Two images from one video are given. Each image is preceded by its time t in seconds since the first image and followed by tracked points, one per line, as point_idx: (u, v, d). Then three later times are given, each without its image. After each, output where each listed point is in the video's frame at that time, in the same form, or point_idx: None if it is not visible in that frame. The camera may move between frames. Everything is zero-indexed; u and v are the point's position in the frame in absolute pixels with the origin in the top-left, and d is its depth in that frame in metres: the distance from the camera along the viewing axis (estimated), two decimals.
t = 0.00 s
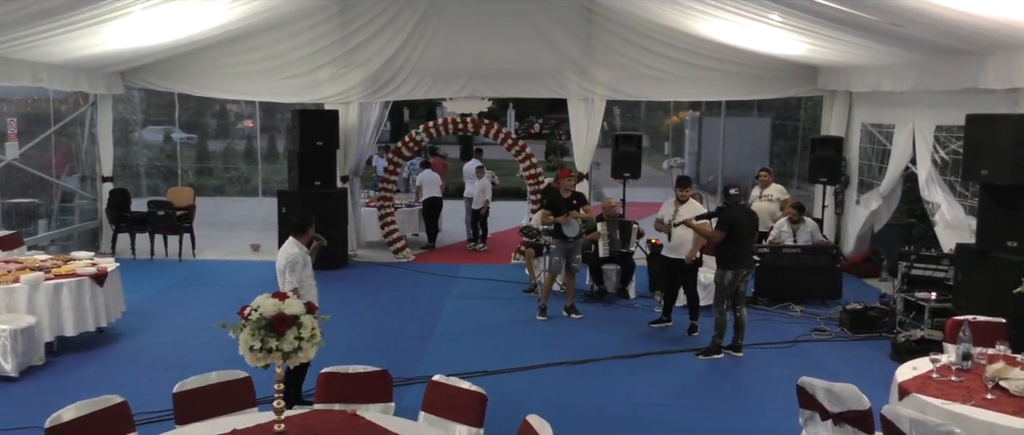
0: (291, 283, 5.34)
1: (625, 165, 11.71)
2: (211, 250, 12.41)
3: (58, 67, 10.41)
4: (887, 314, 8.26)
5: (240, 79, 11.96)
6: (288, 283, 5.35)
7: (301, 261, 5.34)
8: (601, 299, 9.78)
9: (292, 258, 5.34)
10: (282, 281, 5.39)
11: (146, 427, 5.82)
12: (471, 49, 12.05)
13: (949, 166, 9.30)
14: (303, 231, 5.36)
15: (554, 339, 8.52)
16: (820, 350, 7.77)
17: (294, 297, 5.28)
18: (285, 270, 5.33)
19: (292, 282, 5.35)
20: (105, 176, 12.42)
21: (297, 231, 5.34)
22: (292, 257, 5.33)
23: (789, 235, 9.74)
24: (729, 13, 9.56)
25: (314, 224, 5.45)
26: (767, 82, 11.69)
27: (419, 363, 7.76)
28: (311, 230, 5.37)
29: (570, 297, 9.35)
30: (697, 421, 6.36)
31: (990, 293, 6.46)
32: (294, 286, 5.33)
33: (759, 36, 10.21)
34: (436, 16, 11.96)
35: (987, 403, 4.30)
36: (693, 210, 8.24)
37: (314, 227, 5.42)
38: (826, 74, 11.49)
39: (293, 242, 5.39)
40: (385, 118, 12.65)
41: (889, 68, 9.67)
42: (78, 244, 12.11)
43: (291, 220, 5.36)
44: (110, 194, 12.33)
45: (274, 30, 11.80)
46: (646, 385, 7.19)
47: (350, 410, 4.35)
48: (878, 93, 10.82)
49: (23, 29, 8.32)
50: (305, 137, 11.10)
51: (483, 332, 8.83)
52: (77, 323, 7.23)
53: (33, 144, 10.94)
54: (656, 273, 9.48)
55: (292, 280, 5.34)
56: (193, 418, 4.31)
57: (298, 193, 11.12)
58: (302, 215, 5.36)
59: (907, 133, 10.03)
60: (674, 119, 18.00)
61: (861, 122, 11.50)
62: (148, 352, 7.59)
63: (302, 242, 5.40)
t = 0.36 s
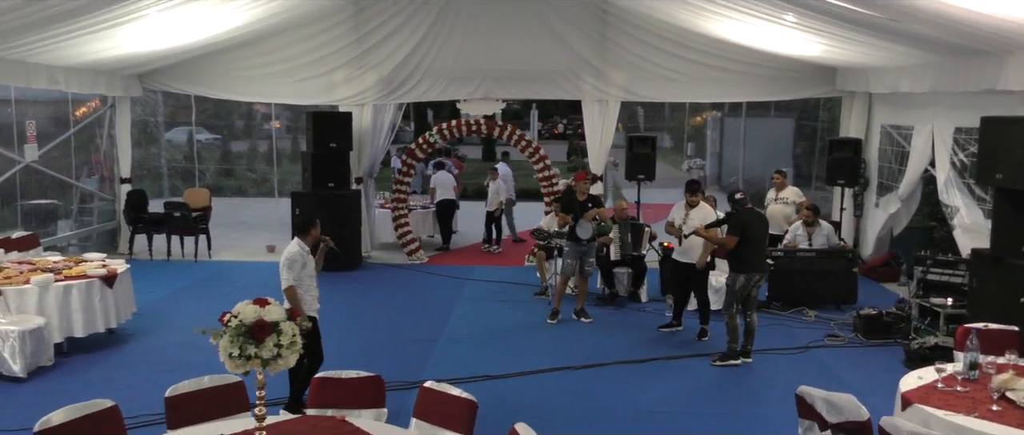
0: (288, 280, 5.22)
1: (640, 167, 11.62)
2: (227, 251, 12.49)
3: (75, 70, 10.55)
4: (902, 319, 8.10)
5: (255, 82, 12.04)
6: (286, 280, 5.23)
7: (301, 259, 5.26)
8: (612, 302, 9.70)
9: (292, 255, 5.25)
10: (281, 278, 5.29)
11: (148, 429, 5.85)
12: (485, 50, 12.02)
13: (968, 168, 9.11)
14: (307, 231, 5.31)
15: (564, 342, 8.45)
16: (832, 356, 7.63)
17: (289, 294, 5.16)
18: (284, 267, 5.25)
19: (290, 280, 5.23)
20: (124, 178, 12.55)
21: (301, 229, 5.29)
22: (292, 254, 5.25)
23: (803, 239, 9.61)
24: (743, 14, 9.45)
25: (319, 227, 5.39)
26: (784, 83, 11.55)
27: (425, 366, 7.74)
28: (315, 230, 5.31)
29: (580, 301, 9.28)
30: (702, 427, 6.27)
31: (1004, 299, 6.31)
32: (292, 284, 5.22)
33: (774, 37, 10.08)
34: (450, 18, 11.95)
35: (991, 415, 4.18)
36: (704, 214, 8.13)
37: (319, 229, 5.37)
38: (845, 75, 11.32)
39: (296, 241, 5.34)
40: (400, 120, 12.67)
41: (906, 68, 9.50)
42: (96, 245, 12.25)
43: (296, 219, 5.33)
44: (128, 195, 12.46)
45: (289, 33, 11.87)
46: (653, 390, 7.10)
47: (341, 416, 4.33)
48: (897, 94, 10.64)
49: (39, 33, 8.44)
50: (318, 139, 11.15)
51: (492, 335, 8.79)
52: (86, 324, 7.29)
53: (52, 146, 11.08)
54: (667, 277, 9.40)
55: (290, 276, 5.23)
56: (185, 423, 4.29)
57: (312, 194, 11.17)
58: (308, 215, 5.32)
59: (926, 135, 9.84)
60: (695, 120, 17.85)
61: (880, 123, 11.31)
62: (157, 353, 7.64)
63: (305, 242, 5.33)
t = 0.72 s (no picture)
0: (289, 281, 5.20)
1: (657, 169, 11.51)
2: (245, 252, 12.58)
3: (96, 73, 10.69)
4: (919, 325, 7.93)
5: (272, 84, 12.13)
6: (287, 280, 5.22)
7: (303, 261, 5.24)
8: (625, 306, 9.62)
9: (294, 256, 5.24)
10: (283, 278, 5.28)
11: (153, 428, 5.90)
12: (501, 52, 11.99)
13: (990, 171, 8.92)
14: (309, 233, 5.25)
15: (574, 346, 8.39)
16: (846, 362, 7.50)
17: (290, 294, 5.14)
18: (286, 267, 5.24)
19: (291, 280, 5.22)
20: (144, 179, 12.70)
21: (304, 229, 5.24)
22: (294, 255, 5.23)
23: (820, 243, 9.48)
24: (759, 15, 9.33)
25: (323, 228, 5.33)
26: (803, 84, 11.41)
27: (433, 369, 7.73)
28: (317, 232, 5.24)
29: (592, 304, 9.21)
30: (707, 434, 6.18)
31: (1021, 307, 6.15)
32: (292, 285, 5.20)
33: (792, 39, 9.95)
34: (466, 21, 11.94)
35: (997, 427, 4.07)
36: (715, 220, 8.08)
37: (322, 230, 5.30)
38: (865, 77, 11.13)
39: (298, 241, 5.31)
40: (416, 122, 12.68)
41: (927, 69, 9.32)
42: (118, 246, 12.41)
43: (299, 219, 5.26)
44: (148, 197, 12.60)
45: (306, 36, 11.94)
46: (661, 395, 7.02)
47: (335, 421, 4.32)
48: (918, 96, 10.45)
49: (56, 37, 8.55)
50: (333, 142, 11.20)
51: (503, 338, 8.74)
52: (98, 324, 7.37)
53: (73, 148, 11.24)
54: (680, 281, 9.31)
55: (292, 277, 5.22)
56: (180, 426, 4.31)
57: (328, 196, 11.23)
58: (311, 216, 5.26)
59: (948, 138, 9.65)
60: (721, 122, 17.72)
61: (902, 125, 11.11)
62: (168, 353, 7.71)
63: (307, 243, 5.29)
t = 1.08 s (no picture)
0: (292, 289, 5.22)
1: (674, 171, 11.43)
2: (264, 252, 12.70)
3: (118, 75, 10.86)
4: (938, 331, 7.78)
5: (291, 86, 12.22)
6: (290, 289, 5.23)
7: (304, 267, 5.26)
8: (639, 309, 9.55)
9: (294, 264, 5.25)
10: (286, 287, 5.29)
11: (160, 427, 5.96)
12: (517, 54, 11.97)
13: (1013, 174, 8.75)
14: (308, 239, 5.28)
15: (585, 349, 8.34)
16: (860, 368, 7.38)
17: (296, 301, 5.16)
18: (287, 276, 5.25)
19: (294, 288, 5.23)
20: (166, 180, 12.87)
21: (301, 237, 5.27)
22: (294, 263, 5.25)
23: (841, 246, 9.34)
24: (775, 16, 9.22)
25: (320, 233, 5.35)
26: (823, 86, 11.26)
27: (442, 370, 7.73)
28: (316, 238, 5.27)
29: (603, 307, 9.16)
30: None
31: None
32: (295, 292, 5.21)
33: (810, 40, 9.82)
34: (483, 22, 11.93)
35: None
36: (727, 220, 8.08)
37: (320, 236, 5.34)
38: (887, 78, 10.97)
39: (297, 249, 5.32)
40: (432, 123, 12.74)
41: (948, 70, 9.15)
42: (140, 246, 12.59)
43: (296, 227, 5.29)
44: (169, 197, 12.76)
45: (324, 38, 12.01)
46: (670, 399, 6.95)
47: (330, 423, 4.32)
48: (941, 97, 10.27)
49: (75, 41, 8.68)
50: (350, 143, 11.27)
51: (515, 340, 8.71)
52: (112, 323, 7.48)
53: (96, 149, 11.42)
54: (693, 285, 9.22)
55: (294, 284, 5.23)
56: (178, 426, 4.34)
57: (344, 198, 11.30)
58: (308, 223, 5.28)
59: (970, 140, 9.47)
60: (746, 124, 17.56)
61: (924, 127, 10.93)
62: (180, 352, 7.79)
63: (305, 250, 5.32)
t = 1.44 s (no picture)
0: (293, 290, 5.26)
1: (691, 172, 11.34)
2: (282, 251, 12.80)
3: (138, 75, 11.00)
4: (954, 335, 7.64)
5: (310, 85, 12.30)
6: (290, 290, 5.27)
7: (304, 268, 5.29)
8: (651, 310, 9.49)
9: (294, 264, 5.28)
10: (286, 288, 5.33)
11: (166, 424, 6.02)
12: (534, 53, 11.95)
13: None
14: (308, 238, 5.31)
15: (595, 350, 8.30)
16: (873, 372, 7.27)
17: (297, 302, 5.20)
18: (287, 277, 5.29)
19: (294, 289, 5.27)
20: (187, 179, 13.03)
21: (301, 237, 5.29)
22: (295, 263, 5.28)
23: (862, 247, 9.21)
24: (793, 15, 9.10)
25: (319, 233, 5.37)
26: (843, 85, 11.11)
27: (449, 370, 7.72)
28: (315, 238, 5.30)
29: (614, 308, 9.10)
30: None
31: None
32: (296, 293, 5.25)
33: (829, 39, 9.69)
34: (500, 21, 11.92)
35: None
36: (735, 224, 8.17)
37: (320, 235, 5.37)
38: (909, 77, 10.78)
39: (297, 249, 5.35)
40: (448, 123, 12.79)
41: (969, 69, 8.98)
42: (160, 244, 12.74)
43: (296, 227, 5.31)
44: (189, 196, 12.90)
45: (342, 38, 12.06)
46: (677, 400, 6.89)
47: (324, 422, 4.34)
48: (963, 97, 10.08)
49: (94, 42, 8.79)
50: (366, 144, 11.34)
51: (525, 340, 8.69)
52: (125, 320, 7.57)
53: (117, 148, 11.59)
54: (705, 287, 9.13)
55: (294, 286, 5.27)
56: (175, 423, 4.38)
57: (360, 198, 11.35)
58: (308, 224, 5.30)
59: (993, 140, 9.29)
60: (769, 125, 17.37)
61: (947, 127, 10.73)
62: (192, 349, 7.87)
63: (306, 250, 5.35)
